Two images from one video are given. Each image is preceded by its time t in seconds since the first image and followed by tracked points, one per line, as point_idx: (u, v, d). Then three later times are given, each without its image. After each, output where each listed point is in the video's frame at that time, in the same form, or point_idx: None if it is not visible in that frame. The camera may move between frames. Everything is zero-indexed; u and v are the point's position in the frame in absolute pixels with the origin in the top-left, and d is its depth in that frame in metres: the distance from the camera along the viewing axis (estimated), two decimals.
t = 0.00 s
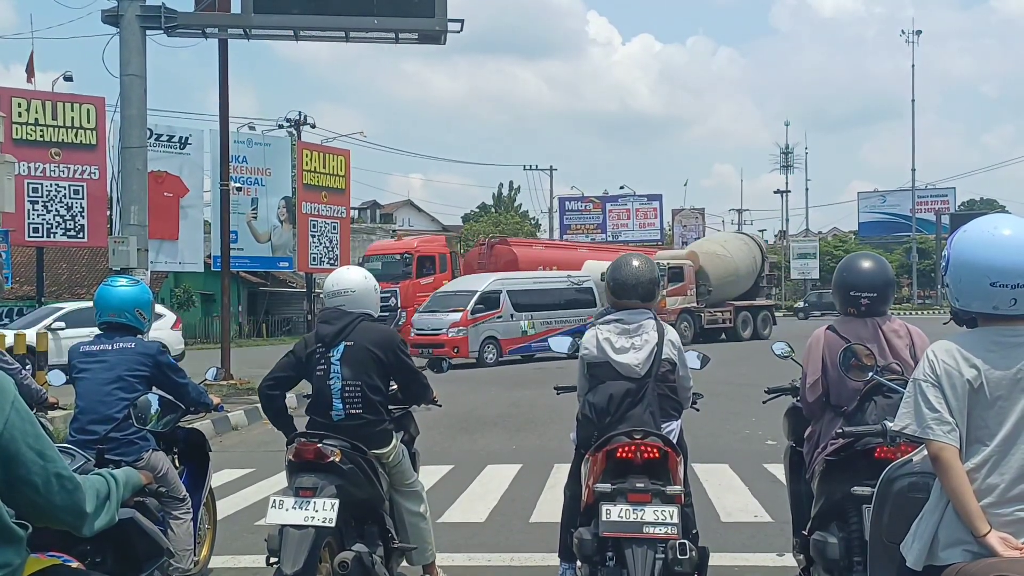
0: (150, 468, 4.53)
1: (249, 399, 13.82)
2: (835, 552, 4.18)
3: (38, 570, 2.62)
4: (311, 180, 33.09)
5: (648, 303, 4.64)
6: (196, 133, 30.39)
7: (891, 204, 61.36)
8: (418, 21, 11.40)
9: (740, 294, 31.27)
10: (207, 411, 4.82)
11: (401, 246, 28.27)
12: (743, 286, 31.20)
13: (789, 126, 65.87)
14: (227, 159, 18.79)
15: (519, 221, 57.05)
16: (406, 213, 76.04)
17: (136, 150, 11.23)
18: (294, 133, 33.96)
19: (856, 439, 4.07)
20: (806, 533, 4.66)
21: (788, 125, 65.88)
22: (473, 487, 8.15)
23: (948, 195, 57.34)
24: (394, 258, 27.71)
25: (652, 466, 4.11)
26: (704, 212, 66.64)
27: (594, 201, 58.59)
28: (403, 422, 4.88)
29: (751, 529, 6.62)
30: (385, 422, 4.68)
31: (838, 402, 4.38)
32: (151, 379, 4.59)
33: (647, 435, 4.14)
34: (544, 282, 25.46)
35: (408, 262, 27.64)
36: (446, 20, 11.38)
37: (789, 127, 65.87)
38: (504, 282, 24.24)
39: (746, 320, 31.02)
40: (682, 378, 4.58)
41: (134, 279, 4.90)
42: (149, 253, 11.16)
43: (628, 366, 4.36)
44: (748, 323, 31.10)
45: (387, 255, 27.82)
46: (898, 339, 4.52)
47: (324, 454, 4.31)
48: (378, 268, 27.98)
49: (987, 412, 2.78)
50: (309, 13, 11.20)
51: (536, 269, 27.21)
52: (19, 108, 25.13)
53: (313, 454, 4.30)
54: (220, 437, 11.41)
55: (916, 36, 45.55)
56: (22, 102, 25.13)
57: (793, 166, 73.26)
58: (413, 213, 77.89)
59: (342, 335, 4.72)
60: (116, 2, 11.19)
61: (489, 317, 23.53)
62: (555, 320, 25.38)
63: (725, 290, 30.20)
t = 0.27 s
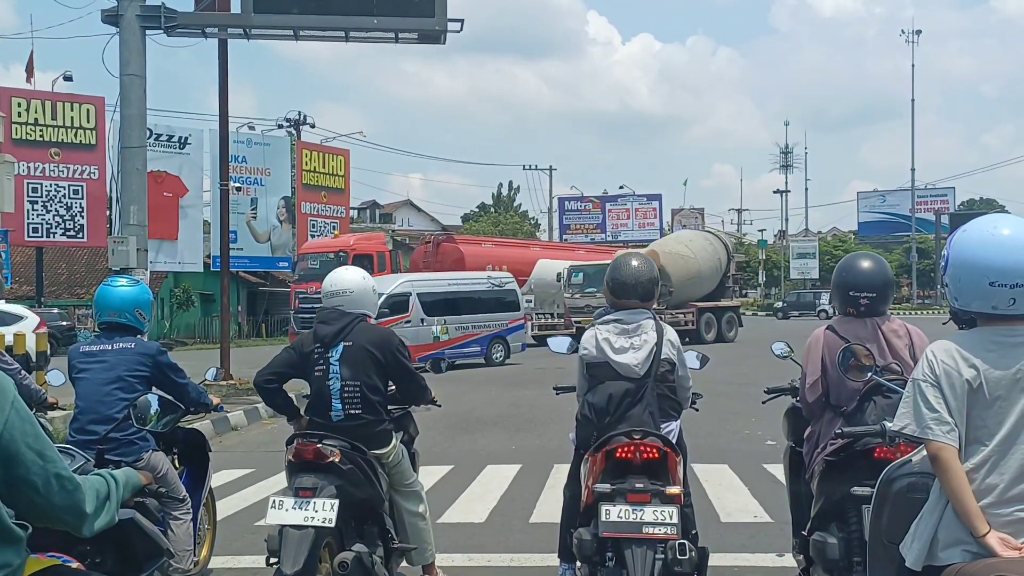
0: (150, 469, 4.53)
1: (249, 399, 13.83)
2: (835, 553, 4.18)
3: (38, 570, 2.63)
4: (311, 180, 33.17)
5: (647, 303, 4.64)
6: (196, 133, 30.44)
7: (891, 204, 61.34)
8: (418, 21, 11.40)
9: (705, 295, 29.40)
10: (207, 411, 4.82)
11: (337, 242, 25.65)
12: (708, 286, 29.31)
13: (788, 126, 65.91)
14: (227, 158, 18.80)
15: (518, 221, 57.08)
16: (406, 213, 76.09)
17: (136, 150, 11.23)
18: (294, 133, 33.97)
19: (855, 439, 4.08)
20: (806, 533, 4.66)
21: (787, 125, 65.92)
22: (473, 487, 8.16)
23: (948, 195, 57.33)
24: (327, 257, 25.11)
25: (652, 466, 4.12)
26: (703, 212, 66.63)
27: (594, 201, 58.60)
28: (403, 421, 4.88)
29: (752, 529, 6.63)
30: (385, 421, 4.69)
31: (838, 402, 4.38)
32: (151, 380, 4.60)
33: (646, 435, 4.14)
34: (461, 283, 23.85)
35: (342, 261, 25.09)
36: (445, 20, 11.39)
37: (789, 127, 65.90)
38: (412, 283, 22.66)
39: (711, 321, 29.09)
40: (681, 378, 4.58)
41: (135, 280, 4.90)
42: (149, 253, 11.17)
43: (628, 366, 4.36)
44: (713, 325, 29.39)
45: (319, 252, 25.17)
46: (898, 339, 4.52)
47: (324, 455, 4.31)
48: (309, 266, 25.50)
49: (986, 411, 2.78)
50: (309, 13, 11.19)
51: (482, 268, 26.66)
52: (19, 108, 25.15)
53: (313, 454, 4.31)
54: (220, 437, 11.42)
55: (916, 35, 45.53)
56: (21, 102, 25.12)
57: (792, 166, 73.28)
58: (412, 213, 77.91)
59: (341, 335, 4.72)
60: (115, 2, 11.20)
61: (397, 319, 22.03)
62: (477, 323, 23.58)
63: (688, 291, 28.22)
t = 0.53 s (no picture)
0: (150, 469, 4.54)
1: (249, 399, 13.82)
2: (835, 552, 4.18)
3: (38, 571, 2.63)
4: (311, 180, 33.13)
5: (647, 303, 4.64)
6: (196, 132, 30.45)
7: (891, 204, 61.33)
8: (418, 21, 11.40)
9: (666, 297, 28.67)
10: (207, 411, 4.82)
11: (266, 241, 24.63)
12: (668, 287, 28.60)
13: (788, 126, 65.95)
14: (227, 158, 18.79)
15: (518, 221, 57.08)
16: (405, 214, 76.09)
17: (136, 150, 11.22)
18: (294, 133, 33.99)
19: (855, 439, 4.07)
20: (806, 533, 4.66)
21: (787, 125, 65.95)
22: (473, 487, 8.16)
23: (948, 195, 57.34)
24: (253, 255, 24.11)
25: (651, 466, 4.12)
26: (703, 212, 66.59)
27: (594, 201, 58.59)
28: (402, 421, 4.88)
29: (752, 529, 6.63)
30: (385, 421, 4.68)
31: (838, 402, 4.38)
32: (151, 380, 4.60)
33: (645, 435, 4.14)
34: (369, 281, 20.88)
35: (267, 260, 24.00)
36: (445, 20, 11.39)
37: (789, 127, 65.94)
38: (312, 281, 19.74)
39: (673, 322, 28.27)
40: (681, 378, 4.58)
41: (135, 279, 4.90)
42: (149, 253, 11.17)
43: (627, 366, 4.36)
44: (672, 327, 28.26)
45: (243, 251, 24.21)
46: (898, 339, 4.51)
47: (324, 454, 4.31)
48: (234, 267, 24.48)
49: (986, 411, 2.78)
50: (309, 12, 11.20)
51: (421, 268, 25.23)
52: (18, 108, 25.14)
53: (312, 454, 4.31)
54: (220, 437, 11.42)
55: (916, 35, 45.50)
56: (21, 102, 25.11)
57: (792, 166, 73.28)
58: (412, 213, 77.89)
59: (340, 334, 4.72)
60: (116, 2, 11.20)
61: (286, 323, 19.86)
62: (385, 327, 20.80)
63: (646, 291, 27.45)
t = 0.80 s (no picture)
0: (149, 469, 4.54)
1: (249, 399, 13.82)
2: (835, 552, 4.18)
3: (38, 571, 2.62)
4: (311, 179, 33.05)
5: (646, 302, 4.64)
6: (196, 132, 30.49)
7: (892, 204, 61.31)
8: (418, 20, 11.40)
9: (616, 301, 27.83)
10: (207, 411, 4.83)
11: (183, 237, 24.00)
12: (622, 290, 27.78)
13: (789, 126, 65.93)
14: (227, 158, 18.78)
15: (518, 220, 57.07)
16: (406, 213, 76.05)
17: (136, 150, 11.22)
18: (294, 133, 33.97)
19: (855, 439, 4.07)
20: (806, 533, 4.66)
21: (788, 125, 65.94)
22: (473, 487, 8.16)
23: (948, 194, 57.33)
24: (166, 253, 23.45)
25: (651, 466, 4.12)
26: (703, 212, 66.58)
27: (594, 201, 58.58)
28: (402, 421, 4.89)
29: (751, 529, 6.63)
30: (385, 421, 4.68)
31: (838, 402, 4.38)
32: (151, 380, 4.60)
33: (645, 435, 4.13)
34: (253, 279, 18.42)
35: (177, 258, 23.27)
36: (445, 20, 11.39)
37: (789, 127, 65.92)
38: (184, 277, 17.11)
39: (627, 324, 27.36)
40: (681, 378, 4.59)
41: (135, 279, 4.90)
42: (149, 253, 11.17)
43: (627, 366, 4.36)
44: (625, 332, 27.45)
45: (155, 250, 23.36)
46: (898, 339, 4.51)
47: (324, 454, 4.31)
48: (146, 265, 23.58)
49: (986, 411, 2.78)
50: (309, 12, 11.20)
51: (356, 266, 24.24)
52: (19, 107, 25.14)
53: (313, 454, 4.31)
54: (220, 437, 11.42)
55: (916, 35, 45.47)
56: (21, 101, 25.11)
57: (793, 166, 73.26)
58: (412, 212, 77.92)
59: (340, 334, 4.72)
60: (116, 2, 11.20)
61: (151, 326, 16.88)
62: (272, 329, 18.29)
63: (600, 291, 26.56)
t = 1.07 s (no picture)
0: (150, 469, 4.54)
1: (249, 399, 13.81)
2: (835, 552, 4.18)
3: (38, 571, 2.63)
4: (311, 179, 33.17)
5: (646, 302, 4.64)
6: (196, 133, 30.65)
7: (892, 204, 61.30)
8: (418, 20, 11.40)
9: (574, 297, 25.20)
10: (207, 411, 4.83)
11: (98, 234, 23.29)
12: (582, 288, 25.12)
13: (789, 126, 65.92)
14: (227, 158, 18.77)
15: (518, 220, 57.06)
16: (406, 213, 76.05)
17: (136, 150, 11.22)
18: (294, 133, 33.97)
19: (855, 439, 4.08)
20: (806, 533, 4.66)
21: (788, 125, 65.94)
22: (474, 487, 8.16)
23: (948, 194, 57.33)
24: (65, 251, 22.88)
25: (650, 466, 4.12)
26: (704, 212, 66.56)
27: (594, 201, 58.57)
28: (403, 421, 4.89)
29: (752, 529, 6.63)
30: (385, 421, 4.68)
31: (838, 402, 4.38)
32: (151, 379, 4.60)
33: (645, 435, 4.13)
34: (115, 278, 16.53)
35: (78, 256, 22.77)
36: (446, 20, 11.39)
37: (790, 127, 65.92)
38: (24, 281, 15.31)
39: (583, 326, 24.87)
40: (681, 378, 4.59)
41: (136, 279, 4.90)
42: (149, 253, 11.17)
43: (626, 366, 4.36)
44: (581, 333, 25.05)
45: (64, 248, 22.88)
46: (898, 339, 4.51)
47: (324, 454, 4.31)
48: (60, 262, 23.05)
49: (986, 411, 2.78)
50: (309, 12, 11.20)
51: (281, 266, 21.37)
52: (19, 107, 25.13)
53: (313, 454, 4.31)
54: (220, 437, 11.42)
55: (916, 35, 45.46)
56: (21, 101, 25.10)
57: (793, 166, 73.25)
58: (412, 211, 77.94)
59: (340, 334, 4.72)
60: (116, 2, 11.19)
61: None
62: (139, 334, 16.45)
63: (552, 290, 24.07)
